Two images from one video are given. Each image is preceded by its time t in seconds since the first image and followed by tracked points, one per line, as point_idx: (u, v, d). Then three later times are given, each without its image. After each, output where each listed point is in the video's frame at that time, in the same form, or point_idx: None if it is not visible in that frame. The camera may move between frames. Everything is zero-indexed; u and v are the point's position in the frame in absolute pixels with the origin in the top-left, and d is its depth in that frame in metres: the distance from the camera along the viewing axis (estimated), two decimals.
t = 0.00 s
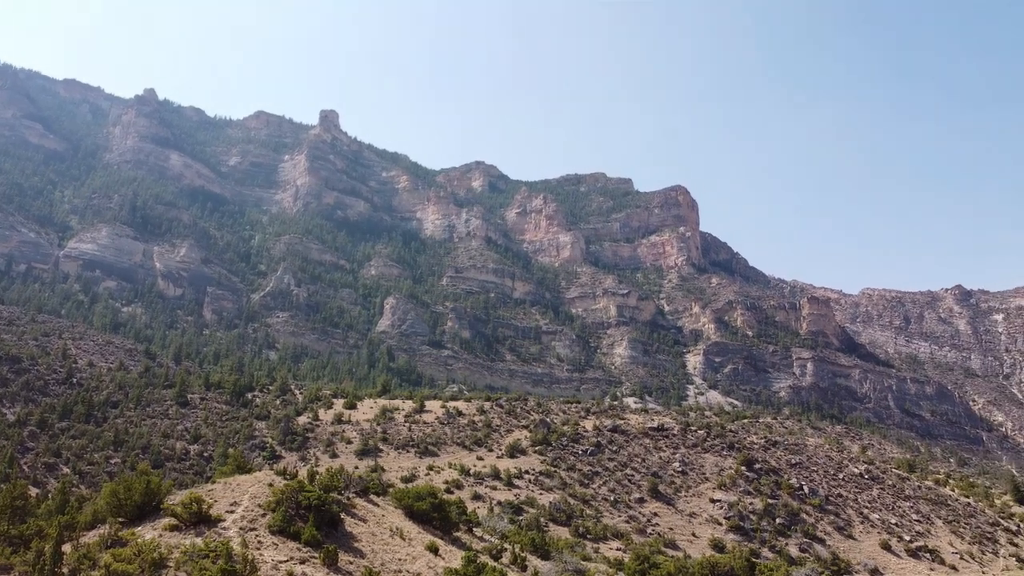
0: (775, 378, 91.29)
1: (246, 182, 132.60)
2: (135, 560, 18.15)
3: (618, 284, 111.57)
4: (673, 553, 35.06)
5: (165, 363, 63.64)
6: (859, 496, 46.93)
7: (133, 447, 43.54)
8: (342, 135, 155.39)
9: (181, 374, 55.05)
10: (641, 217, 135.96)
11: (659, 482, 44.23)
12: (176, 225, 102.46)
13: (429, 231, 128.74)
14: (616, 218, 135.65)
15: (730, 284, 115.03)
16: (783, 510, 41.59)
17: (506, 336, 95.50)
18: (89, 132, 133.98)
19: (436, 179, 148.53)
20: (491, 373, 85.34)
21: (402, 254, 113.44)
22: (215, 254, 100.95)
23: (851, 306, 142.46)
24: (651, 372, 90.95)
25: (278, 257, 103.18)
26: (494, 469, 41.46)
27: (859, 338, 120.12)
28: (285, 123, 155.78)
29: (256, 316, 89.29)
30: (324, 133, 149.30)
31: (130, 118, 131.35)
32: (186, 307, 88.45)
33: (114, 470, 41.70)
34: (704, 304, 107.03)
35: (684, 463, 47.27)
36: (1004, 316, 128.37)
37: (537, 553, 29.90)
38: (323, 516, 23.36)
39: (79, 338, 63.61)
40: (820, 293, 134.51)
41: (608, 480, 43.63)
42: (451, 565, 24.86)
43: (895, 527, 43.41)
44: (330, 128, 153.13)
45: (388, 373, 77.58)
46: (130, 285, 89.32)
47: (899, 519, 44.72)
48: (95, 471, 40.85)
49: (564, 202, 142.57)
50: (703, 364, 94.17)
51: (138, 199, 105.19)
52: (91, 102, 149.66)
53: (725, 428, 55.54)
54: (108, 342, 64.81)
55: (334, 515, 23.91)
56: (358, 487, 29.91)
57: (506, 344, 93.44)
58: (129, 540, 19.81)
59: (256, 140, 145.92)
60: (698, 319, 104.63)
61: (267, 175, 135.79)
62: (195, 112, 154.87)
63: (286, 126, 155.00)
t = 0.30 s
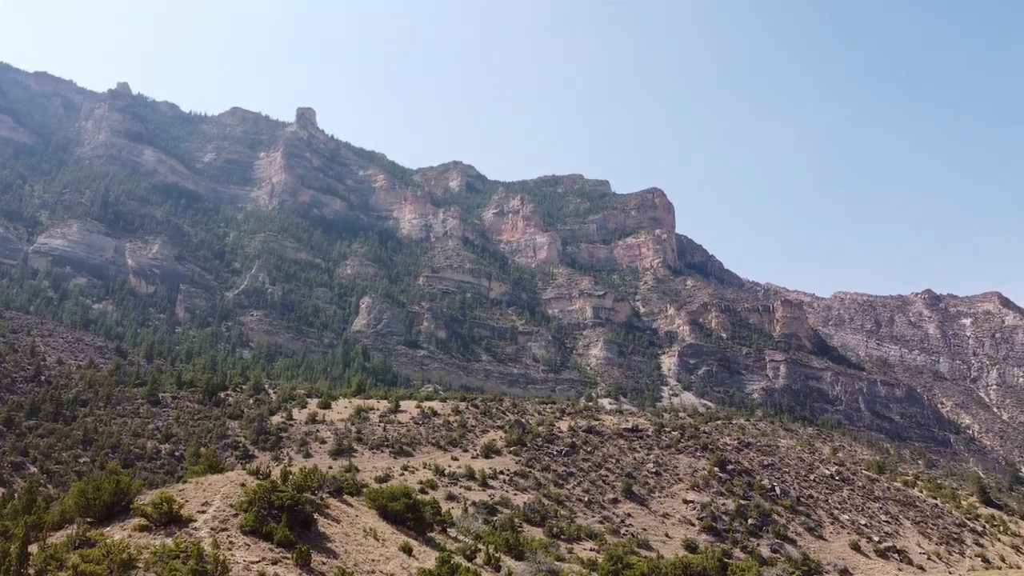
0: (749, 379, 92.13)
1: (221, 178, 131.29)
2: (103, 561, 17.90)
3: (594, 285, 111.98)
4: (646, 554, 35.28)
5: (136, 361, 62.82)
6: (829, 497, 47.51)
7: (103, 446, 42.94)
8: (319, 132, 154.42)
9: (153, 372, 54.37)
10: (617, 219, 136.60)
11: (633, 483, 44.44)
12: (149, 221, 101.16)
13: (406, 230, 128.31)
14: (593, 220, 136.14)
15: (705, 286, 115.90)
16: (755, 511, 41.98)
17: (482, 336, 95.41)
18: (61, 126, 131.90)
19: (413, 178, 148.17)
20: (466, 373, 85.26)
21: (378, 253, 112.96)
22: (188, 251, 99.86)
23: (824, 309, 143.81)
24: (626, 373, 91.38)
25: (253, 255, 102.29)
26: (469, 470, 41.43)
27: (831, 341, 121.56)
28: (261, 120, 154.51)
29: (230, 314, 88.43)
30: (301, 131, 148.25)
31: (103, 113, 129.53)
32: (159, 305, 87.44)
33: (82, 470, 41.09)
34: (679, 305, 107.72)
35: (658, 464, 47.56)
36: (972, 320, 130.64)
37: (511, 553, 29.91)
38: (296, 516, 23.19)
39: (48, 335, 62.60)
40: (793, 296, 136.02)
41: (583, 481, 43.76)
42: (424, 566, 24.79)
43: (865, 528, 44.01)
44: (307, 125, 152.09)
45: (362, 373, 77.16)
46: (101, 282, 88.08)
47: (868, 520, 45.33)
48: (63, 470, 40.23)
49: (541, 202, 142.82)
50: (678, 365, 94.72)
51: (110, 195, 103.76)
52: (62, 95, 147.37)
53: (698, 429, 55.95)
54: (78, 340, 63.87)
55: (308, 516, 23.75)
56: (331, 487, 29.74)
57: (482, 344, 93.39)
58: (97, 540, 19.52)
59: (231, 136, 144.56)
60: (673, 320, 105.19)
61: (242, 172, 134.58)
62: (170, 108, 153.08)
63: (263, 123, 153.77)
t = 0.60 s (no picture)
0: (722, 381, 92.87)
1: (195, 174, 129.86)
2: (70, 561, 17.62)
3: (570, 287, 112.32)
4: (619, 554, 35.46)
5: (106, 359, 61.93)
6: (800, 498, 48.02)
7: (71, 445, 42.23)
8: (296, 129, 153.26)
9: (123, 370, 53.64)
10: (594, 220, 137.08)
11: (607, 484, 44.60)
12: (121, 217, 99.80)
13: (382, 229, 127.75)
14: (569, 221, 136.57)
15: (680, 289, 116.69)
16: (727, 512, 42.34)
17: (457, 336, 95.30)
18: (30, 119, 129.67)
19: (390, 177, 147.62)
20: (441, 373, 85.08)
21: (354, 252, 112.35)
22: (161, 247, 98.63)
23: (796, 311, 144.54)
24: (601, 375, 91.72)
25: (227, 252, 101.27)
26: (443, 470, 41.35)
27: (803, 344, 122.94)
28: (236, 117, 153.11)
29: (203, 312, 87.47)
30: (277, 128, 147.04)
31: (74, 106, 127.54)
32: (130, 302, 86.29)
33: (49, 469, 40.39)
34: (654, 307, 108.31)
35: (632, 465, 47.79)
36: (940, 324, 132.89)
37: (485, 554, 29.88)
38: (268, 516, 23.00)
39: (15, 332, 61.49)
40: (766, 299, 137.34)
41: (557, 482, 43.85)
42: (397, 566, 24.68)
43: (834, 529, 44.55)
44: (283, 122, 150.87)
45: (337, 372, 76.67)
46: (71, 278, 86.69)
47: (838, 521, 45.90)
48: (30, 469, 39.51)
49: (518, 203, 142.93)
50: (652, 366, 95.18)
51: (81, 190, 102.20)
52: (33, 88, 144.86)
53: (672, 430, 56.34)
54: (46, 337, 62.81)
55: (280, 516, 23.55)
56: (304, 487, 29.53)
57: (457, 344, 93.22)
58: (64, 541, 19.22)
59: (206, 132, 143.06)
60: (648, 322, 105.68)
61: (217, 168, 133.23)
62: (143, 102, 151.10)
63: (238, 119, 152.36)
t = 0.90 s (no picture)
0: (698, 383, 93.47)
1: (171, 171, 128.46)
2: (39, 562, 17.35)
3: (548, 287, 112.52)
4: (595, 554, 35.61)
5: (78, 357, 61.04)
6: (774, 499, 48.46)
7: (41, 444, 41.54)
8: (273, 127, 152.15)
9: (95, 368, 52.88)
10: (572, 222, 137.49)
11: (583, 484, 44.71)
12: (94, 213, 98.42)
13: (360, 228, 127.19)
14: (547, 222, 136.87)
15: (657, 290, 117.35)
16: (702, 513, 42.63)
17: (434, 336, 95.12)
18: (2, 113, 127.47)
19: (368, 176, 147.01)
20: (418, 373, 84.86)
21: (331, 251, 111.71)
22: (135, 244, 97.44)
23: (771, 314, 145.00)
24: (578, 375, 91.96)
25: (202, 250, 100.27)
26: (419, 470, 41.22)
27: (778, 346, 124.12)
28: (213, 113, 151.66)
29: (177, 310, 86.54)
30: (255, 124, 145.87)
31: (47, 100, 125.60)
32: (102, 299, 85.17)
33: (18, 468, 39.69)
34: (631, 309, 108.80)
35: (608, 466, 47.98)
36: (912, 327, 134.93)
37: (461, 554, 29.83)
38: (242, 516, 22.79)
39: None
40: (742, 301, 138.54)
41: (533, 482, 43.89)
42: (372, 567, 24.54)
43: (807, 529, 45.01)
44: (261, 119, 149.72)
45: (313, 372, 76.14)
46: (42, 275, 85.36)
47: (811, 522, 46.37)
48: None
49: (497, 203, 142.95)
50: (629, 367, 95.57)
51: (53, 185, 100.67)
52: (4, 81, 142.47)
53: (648, 431, 56.65)
54: (16, 334, 61.78)
55: (254, 516, 23.35)
56: (279, 487, 29.31)
57: (435, 344, 93.02)
58: (34, 541, 18.92)
59: (182, 129, 141.54)
60: (625, 323, 106.11)
61: (193, 165, 131.90)
62: (117, 97, 149.16)
63: (215, 116, 150.97)
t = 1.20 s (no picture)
0: (678, 384, 93.87)
1: (149, 168, 127.13)
2: (12, 562, 17.10)
3: (529, 288, 112.60)
4: (574, 555, 35.69)
5: (53, 355, 60.21)
6: (752, 499, 48.78)
7: (14, 443, 40.94)
8: (254, 124, 151.04)
9: (71, 366, 52.20)
10: (553, 223, 137.73)
11: (563, 485, 44.77)
12: (71, 209, 97.16)
13: (341, 227, 126.58)
14: (529, 223, 137.03)
15: (637, 292, 117.82)
16: (680, 513, 42.83)
17: (415, 336, 94.88)
18: None
19: (350, 174, 146.37)
20: (399, 373, 84.60)
21: (312, 250, 111.07)
22: (112, 241, 96.34)
23: (750, 315, 145.48)
24: (559, 376, 92.09)
25: (181, 248, 99.33)
26: (399, 471, 41.09)
27: (757, 348, 125.00)
28: (193, 110, 150.33)
29: (155, 308, 85.64)
30: (235, 121, 144.72)
31: (24, 94, 123.89)
32: (78, 297, 84.10)
33: None
34: (612, 310, 109.13)
35: (588, 466, 48.09)
36: (889, 330, 136.43)
37: (440, 555, 29.75)
38: (220, 517, 22.60)
39: None
40: (722, 303, 139.41)
41: (513, 483, 43.88)
42: (351, 567, 24.41)
43: (784, 530, 45.35)
44: (241, 116, 148.55)
45: (292, 371, 75.64)
46: (17, 271, 84.12)
47: (788, 522, 46.74)
48: None
49: (479, 204, 142.81)
50: (609, 368, 95.81)
51: (29, 181, 99.27)
52: None
53: (628, 432, 56.85)
54: None
55: (232, 516, 23.16)
56: (257, 487, 29.07)
57: (415, 344, 92.78)
58: (7, 542, 18.66)
59: (161, 125, 140.15)
60: (606, 324, 106.40)
61: (172, 162, 130.64)
62: (95, 92, 147.38)
63: (195, 112, 149.64)
